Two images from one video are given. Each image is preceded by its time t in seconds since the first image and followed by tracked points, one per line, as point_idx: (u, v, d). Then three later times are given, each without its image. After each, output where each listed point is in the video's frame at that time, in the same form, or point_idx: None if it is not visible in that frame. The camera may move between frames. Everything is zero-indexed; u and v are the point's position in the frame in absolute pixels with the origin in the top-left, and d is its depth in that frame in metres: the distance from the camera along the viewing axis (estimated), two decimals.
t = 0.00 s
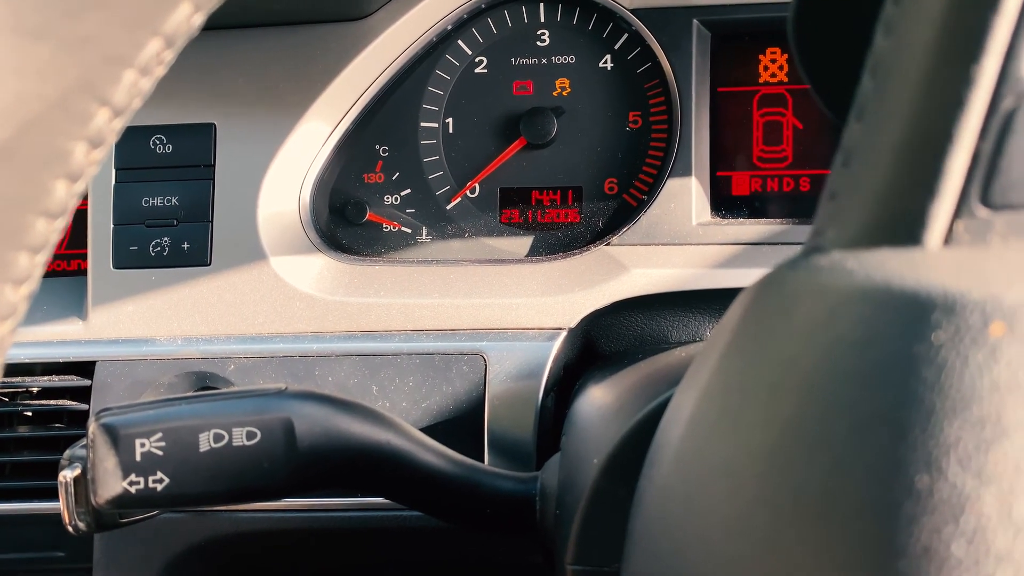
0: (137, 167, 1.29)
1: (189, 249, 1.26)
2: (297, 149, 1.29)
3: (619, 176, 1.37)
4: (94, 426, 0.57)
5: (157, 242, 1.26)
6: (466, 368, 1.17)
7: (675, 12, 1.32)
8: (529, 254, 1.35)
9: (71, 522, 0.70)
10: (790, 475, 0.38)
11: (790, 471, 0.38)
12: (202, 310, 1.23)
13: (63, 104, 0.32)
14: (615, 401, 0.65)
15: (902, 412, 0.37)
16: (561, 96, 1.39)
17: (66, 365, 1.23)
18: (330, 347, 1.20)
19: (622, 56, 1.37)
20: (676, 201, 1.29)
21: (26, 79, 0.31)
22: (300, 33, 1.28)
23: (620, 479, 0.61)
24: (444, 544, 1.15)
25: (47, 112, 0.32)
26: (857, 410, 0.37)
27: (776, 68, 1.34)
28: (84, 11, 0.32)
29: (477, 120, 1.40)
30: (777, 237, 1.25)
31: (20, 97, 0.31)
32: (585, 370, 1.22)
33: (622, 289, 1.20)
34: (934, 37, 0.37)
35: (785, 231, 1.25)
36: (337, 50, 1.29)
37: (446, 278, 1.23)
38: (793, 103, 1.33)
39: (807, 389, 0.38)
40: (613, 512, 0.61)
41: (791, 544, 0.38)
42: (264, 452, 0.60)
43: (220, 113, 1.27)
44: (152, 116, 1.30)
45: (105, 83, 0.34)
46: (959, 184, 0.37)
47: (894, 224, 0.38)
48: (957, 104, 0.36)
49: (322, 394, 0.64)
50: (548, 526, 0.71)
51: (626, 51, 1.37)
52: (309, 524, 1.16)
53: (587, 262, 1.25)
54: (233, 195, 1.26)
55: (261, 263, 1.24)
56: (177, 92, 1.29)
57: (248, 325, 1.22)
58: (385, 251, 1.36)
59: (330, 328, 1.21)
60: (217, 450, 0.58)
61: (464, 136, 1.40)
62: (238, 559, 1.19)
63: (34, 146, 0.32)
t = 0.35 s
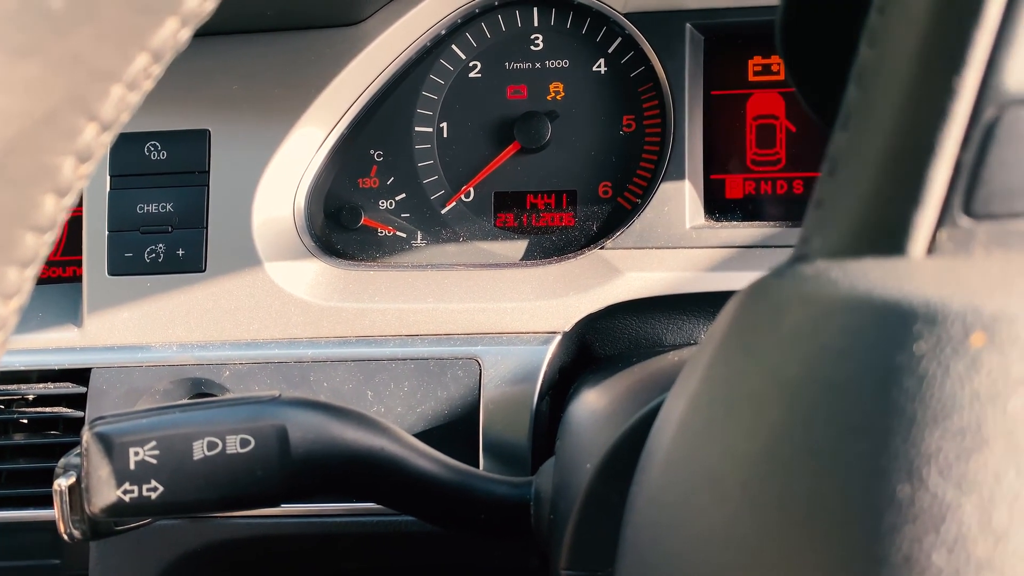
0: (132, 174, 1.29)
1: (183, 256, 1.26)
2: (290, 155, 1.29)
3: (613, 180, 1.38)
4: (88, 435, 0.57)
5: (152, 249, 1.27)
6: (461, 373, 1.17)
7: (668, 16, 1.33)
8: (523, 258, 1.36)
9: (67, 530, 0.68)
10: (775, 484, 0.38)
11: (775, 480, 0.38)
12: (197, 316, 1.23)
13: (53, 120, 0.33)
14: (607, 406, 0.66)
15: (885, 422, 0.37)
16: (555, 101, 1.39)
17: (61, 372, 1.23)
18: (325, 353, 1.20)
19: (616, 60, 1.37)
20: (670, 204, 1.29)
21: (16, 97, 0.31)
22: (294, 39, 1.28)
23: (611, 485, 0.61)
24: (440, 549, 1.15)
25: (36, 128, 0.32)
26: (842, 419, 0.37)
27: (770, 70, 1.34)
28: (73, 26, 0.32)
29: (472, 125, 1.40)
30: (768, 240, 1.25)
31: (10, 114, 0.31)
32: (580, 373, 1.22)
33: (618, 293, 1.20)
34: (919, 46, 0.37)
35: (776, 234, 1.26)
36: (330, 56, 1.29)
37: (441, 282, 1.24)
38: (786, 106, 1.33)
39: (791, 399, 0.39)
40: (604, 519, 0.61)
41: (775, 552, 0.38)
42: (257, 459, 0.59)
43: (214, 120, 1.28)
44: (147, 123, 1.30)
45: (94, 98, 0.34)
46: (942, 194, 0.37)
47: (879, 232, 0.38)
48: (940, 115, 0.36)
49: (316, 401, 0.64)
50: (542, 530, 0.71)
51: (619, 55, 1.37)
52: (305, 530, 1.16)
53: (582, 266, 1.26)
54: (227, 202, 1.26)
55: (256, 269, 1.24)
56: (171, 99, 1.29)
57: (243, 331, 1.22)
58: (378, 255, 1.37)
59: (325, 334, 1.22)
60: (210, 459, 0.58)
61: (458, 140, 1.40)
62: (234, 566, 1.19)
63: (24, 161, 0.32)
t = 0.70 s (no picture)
0: (127, 173, 1.29)
1: (179, 255, 1.25)
2: (287, 154, 1.29)
3: (611, 178, 1.37)
4: (84, 436, 0.56)
5: (148, 248, 1.26)
6: (459, 372, 1.16)
7: (665, 14, 1.33)
8: (522, 258, 1.35)
9: (63, 531, 0.68)
10: (779, 487, 0.38)
11: (780, 483, 0.38)
12: (193, 316, 1.23)
13: (45, 116, 0.32)
14: (607, 406, 0.65)
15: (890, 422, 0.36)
16: (552, 99, 1.38)
17: (56, 372, 1.23)
18: (322, 353, 1.19)
19: (613, 59, 1.37)
20: (668, 202, 1.29)
21: (7, 93, 0.30)
22: (290, 37, 1.27)
23: (612, 485, 0.60)
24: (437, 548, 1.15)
25: (28, 124, 0.32)
26: (848, 420, 0.37)
27: (768, 68, 1.33)
28: (64, 21, 0.32)
29: (469, 124, 1.40)
30: (769, 238, 1.25)
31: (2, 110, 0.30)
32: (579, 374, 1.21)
33: (617, 293, 1.20)
34: (921, 42, 0.36)
35: (776, 232, 1.26)
36: (326, 54, 1.28)
37: (439, 282, 1.24)
38: (784, 104, 1.33)
39: (795, 400, 0.38)
40: (605, 521, 0.61)
41: (781, 555, 0.38)
42: (256, 459, 0.59)
43: (209, 119, 1.27)
44: (142, 122, 1.29)
45: (85, 94, 0.33)
46: (946, 192, 0.36)
47: (882, 230, 0.37)
48: (943, 112, 0.36)
49: (310, 401, 0.63)
50: (542, 531, 0.70)
51: (617, 53, 1.36)
52: (303, 531, 1.16)
53: (581, 264, 1.25)
54: (224, 201, 1.26)
55: (253, 268, 1.24)
56: (166, 98, 1.28)
57: (240, 330, 1.22)
58: (377, 254, 1.37)
59: (323, 334, 1.21)
60: (208, 459, 0.57)
61: (455, 139, 1.40)
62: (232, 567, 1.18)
63: (17, 158, 0.32)
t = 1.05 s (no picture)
0: (125, 171, 1.28)
1: (178, 254, 1.25)
2: (286, 153, 1.28)
3: (612, 177, 1.37)
4: (82, 437, 0.55)
5: (146, 247, 1.25)
6: (459, 371, 1.16)
7: (666, 11, 1.32)
8: (522, 256, 1.34)
9: (61, 531, 0.66)
10: (788, 486, 0.38)
11: (789, 481, 0.37)
12: (192, 315, 1.22)
13: (41, 110, 0.31)
14: (609, 404, 0.64)
15: (900, 420, 0.36)
16: (552, 97, 1.38)
17: (54, 372, 1.22)
18: (322, 352, 1.19)
19: (613, 56, 1.36)
20: (669, 201, 1.29)
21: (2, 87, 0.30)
22: (288, 35, 1.27)
23: (615, 485, 0.60)
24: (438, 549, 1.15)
25: (24, 118, 0.31)
26: (858, 418, 0.36)
27: (768, 66, 1.33)
28: (61, 14, 0.31)
29: (468, 121, 1.39)
30: (770, 237, 1.24)
31: None
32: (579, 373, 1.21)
33: (618, 291, 1.19)
34: (931, 34, 0.36)
35: (778, 231, 1.25)
36: (324, 52, 1.28)
37: (438, 280, 1.23)
38: (785, 102, 1.32)
39: (804, 398, 0.38)
40: (608, 521, 0.60)
41: (790, 555, 0.37)
42: (255, 458, 0.59)
43: (207, 117, 1.26)
44: (140, 121, 1.28)
45: (83, 89, 0.33)
46: (956, 188, 0.36)
47: (892, 226, 0.37)
48: (952, 106, 0.35)
49: (310, 399, 0.63)
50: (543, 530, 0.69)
51: (617, 51, 1.36)
52: (302, 531, 1.15)
53: (581, 263, 1.24)
54: (223, 200, 1.25)
55: (252, 267, 1.23)
56: (164, 96, 1.28)
57: (239, 329, 1.21)
58: (376, 253, 1.36)
59: (322, 333, 1.21)
60: (207, 459, 0.57)
61: (454, 137, 1.39)
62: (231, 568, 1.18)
63: (13, 154, 0.31)
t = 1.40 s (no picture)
0: (126, 171, 1.28)
1: (177, 253, 1.25)
2: (286, 151, 1.28)
3: (611, 176, 1.37)
4: (83, 435, 0.56)
5: (146, 246, 1.26)
6: (459, 370, 1.16)
7: (664, 11, 1.32)
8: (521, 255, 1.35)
9: (61, 530, 0.67)
10: (784, 483, 0.38)
11: (785, 478, 0.38)
12: (192, 314, 1.22)
13: (41, 112, 0.32)
14: (608, 402, 0.65)
15: (894, 418, 0.36)
16: (551, 96, 1.38)
17: (55, 371, 1.23)
18: (321, 351, 1.19)
19: (612, 55, 1.36)
20: (667, 200, 1.28)
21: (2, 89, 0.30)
22: (288, 34, 1.27)
23: (612, 483, 0.60)
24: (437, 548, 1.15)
25: (24, 120, 0.31)
26: (853, 416, 0.37)
27: (767, 65, 1.33)
28: (60, 17, 0.31)
29: (467, 121, 1.39)
30: (769, 236, 1.24)
31: None
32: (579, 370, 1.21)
33: (617, 289, 1.20)
34: (925, 36, 0.36)
35: (776, 230, 1.25)
36: (324, 52, 1.28)
37: (437, 279, 1.23)
38: (784, 101, 1.33)
39: (800, 396, 0.38)
40: (606, 519, 0.61)
41: (784, 552, 0.38)
42: (256, 457, 0.59)
43: (207, 116, 1.26)
44: (140, 120, 1.29)
45: (83, 91, 0.33)
46: (950, 187, 0.36)
47: (885, 226, 0.37)
48: (945, 107, 0.36)
49: (311, 398, 0.63)
50: (542, 527, 0.69)
51: (616, 50, 1.36)
52: (301, 529, 1.15)
53: (580, 262, 1.25)
54: (223, 199, 1.25)
55: (252, 267, 1.23)
56: (164, 96, 1.28)
57: (239, 329, 1.22)
58: (376, 253, 1.36)
59: (322, 332, 1.21)
60: (207, 457, 0.57)
61: (453, 136, 1.39)
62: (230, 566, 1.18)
63: (14, 155, 0.31)
